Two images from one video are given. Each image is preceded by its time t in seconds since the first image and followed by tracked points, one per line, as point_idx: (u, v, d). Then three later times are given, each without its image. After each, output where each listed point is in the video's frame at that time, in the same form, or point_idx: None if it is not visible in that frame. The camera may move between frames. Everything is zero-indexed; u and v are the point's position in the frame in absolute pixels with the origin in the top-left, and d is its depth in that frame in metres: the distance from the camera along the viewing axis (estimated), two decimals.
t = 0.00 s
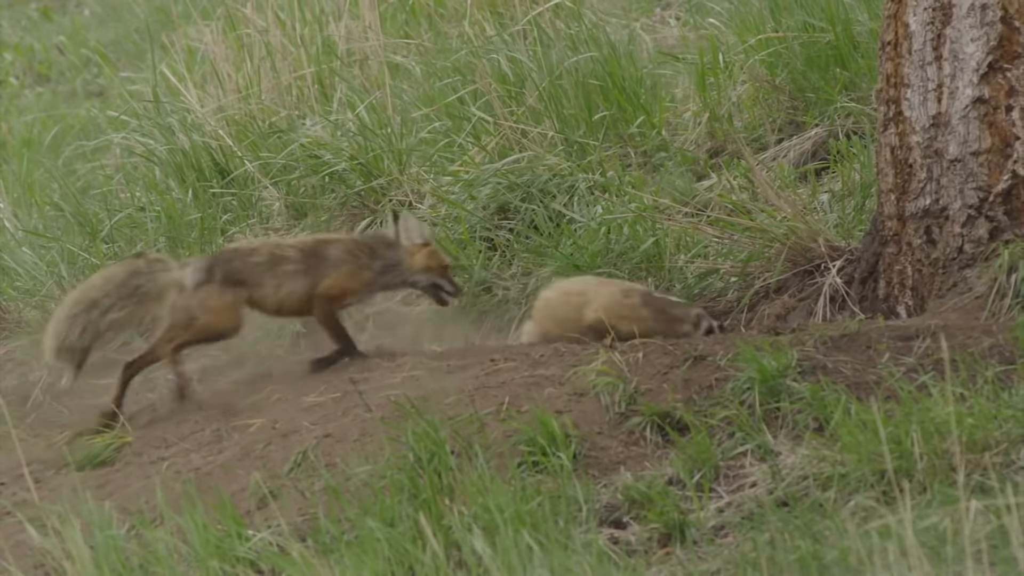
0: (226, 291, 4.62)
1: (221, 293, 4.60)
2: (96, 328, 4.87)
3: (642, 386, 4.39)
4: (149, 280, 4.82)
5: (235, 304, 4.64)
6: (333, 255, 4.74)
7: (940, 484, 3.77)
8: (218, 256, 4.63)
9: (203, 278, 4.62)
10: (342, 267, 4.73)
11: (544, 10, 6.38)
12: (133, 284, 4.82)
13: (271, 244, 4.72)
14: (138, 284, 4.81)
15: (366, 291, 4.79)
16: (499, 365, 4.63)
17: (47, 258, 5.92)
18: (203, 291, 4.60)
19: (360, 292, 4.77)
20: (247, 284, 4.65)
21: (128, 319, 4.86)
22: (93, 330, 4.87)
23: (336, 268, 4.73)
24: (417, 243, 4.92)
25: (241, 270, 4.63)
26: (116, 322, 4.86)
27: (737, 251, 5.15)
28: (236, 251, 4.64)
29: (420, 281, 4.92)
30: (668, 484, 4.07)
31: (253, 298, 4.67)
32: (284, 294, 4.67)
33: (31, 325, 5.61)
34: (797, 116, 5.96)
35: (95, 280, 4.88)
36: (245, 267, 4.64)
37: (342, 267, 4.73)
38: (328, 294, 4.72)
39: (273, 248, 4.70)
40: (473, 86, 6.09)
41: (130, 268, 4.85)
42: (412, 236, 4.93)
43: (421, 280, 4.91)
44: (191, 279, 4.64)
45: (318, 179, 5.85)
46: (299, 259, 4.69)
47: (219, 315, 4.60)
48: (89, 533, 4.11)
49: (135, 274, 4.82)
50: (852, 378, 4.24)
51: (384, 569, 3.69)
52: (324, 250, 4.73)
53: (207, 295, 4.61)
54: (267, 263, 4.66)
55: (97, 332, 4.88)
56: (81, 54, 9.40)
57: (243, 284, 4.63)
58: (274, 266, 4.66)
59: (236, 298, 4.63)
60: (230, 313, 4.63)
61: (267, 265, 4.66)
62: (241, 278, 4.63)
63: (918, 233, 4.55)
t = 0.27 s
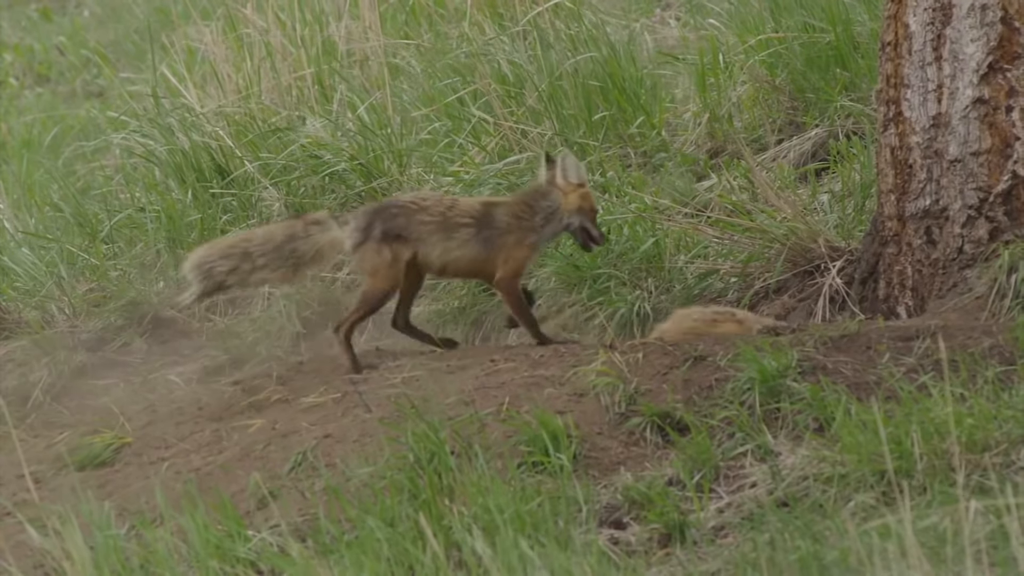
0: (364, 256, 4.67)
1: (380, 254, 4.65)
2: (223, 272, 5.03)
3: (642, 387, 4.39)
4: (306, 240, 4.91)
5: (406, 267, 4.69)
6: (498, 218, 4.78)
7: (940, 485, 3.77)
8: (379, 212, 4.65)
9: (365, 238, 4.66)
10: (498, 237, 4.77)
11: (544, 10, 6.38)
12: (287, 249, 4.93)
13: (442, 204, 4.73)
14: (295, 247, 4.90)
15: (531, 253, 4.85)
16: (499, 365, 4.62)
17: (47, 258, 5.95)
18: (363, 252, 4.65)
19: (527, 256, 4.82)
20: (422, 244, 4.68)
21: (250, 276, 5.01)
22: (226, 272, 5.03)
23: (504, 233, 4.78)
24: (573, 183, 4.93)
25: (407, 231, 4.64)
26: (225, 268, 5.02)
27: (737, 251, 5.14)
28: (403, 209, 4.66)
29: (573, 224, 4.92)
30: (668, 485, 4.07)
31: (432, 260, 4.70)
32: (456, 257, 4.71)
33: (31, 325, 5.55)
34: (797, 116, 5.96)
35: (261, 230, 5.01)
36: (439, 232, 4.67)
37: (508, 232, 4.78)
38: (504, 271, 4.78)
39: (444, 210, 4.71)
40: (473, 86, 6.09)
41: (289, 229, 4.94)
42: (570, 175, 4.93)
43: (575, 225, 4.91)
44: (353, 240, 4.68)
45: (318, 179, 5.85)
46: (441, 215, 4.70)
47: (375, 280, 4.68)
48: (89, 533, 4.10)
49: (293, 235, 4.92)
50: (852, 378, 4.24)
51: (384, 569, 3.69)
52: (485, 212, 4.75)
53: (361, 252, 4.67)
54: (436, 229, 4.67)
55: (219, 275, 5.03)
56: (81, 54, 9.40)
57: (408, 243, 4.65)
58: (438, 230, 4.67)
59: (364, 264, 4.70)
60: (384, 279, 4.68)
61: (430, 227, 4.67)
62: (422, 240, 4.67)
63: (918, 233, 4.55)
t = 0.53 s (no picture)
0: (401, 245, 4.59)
1: (421, 243, 4.57)
2: (271, 268, 4.82)
3: (642, 388, 4.39)
4: (351, 228, 4.74)
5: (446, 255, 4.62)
6: (543, 204, 4.71)
7: (940, 486, 3.77)
8: (426, 202, 4.57)
9: (411, 227, 4.58)
10: (540, 224, 4.69)
11: (545, 10, 6.37)
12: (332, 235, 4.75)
13: (487, 192, 4.67)
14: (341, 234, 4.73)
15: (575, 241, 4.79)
16: (500, 366, 4.62)
17: (48, 258, 5.94)
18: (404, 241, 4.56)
19: (569, 244, 4.75)
20: (467, 232, 4.62)
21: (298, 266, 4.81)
22: (277, 267, 4.82)
23: (549, 219, 4.71)
24: (625, 171, 4.89)
25: (453, 219, 4.58)
26: (271, 264, 4.81)
27: (737, 251, 5.14)
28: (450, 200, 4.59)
29: (623, 212, 4.89)
30: (669, 486, 4.07)
31: (474, 248, 4.64)
32: (498, 244, 4.64)
33: (32, 326, 5.58)
34: (797, 117, 5.96)
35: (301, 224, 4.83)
36: (484, 221, 4.61)
37: (552, 217, 4.71)
38: (543, 258, 4.69)
39: (489, 198, 4.65)
40: (473, 87, 6.10)
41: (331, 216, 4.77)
42: (621, 163, 4.89)
43: (627, 212, 4.89)
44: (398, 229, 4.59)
45: (318, 179, 5.86)
46: (485, 202, 4.64)
47: (407, 273, 4.58)
48: (90, 534, 4.10)
49: (337, 221, 4.74)
50: (853, 379, 4.24)
51: (385, 570, 3.69)
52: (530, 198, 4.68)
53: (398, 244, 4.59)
54: (482, 218, 4.61)
55: (267, 271, 4.82)
56: (82, 55, 9.40)
57: (454, 231, 4.59)
58: (484, 219, 4.61)
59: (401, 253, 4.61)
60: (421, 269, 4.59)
61: (476, 215, 4.61)
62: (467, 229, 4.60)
63: (918, 234, 4.54)
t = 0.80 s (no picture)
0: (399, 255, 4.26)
1: (417, 249, 4.25)
2: (305, 340, 4.44)
3: (646, 396, 4.05)
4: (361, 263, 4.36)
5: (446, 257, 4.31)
6: (546, 199, 4.37)
7: (970, 502, 3.42)
8: (416, 207, 4.27)
9: (406, 235, 4.27)
10: (544, 219, 4.35)
11: None
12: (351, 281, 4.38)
13: (481, 191, 4.37)
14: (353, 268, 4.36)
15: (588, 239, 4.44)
16: (493, 372, 4.28)
17: (4, 257, 5.57)
18: (400, 250, 4.25)
19: (581, 240, 4.40)
20: (464, 235, 4.33)
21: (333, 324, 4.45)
22: (311, 335, 4.45)
23: (554, 214, 4.36)
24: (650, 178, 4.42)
25: (448, 222, 4.28)
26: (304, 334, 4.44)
27: (748, 249, 4.81)
28: (441, 202, 4.31)
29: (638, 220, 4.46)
30: (674, 502, 3.73)
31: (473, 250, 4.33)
32: (499, 243, 4.33)
33: None
34: (813, 104, 5.60)
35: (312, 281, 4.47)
36: (480, 222, 4.30)
37: (559, 211, 4.36)
38: (551, 255, 4.36)
39: (484, 196, 4.36)
40: (463, 71, 5.76)
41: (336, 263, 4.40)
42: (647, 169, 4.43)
43: (639, 219, 4.44)
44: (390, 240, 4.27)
45: (296, 170, 5.50)
46: (480, 202, 4.35)
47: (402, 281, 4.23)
48: (50, 553, 3.77)
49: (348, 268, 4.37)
50: (873, 387, 3.90)
51: None
52: (531, 194, 4.35)
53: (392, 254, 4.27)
54: (478, 218, 4.31)
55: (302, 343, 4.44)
56: (39, 36, 8.98)
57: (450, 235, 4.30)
58: (480, 220, 4.31)
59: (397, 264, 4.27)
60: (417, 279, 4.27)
61: (472, 216, 4.31)
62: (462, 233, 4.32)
63: (944, 230, 4.20)
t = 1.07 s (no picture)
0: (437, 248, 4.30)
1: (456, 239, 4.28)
2: (338, 319, 4.58)
3: (644, 402, 4.04)
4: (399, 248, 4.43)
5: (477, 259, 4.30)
6: (581, 214, 4.41)
7: (967, 508, 3.42)
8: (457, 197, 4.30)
9: (444, 224, 4.30)
10: (575, 232, 4.38)
11: None
12: (385, 270, 4.46)
13: (521, 191, 4.40)
14: (389, 255, 4.43)
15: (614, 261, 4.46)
16: (491, 378, 4.27)
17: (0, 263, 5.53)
18: (442, 238, 4.27)
19: (604, 260, 4.43)
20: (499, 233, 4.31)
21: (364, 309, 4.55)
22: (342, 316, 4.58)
23: (586, 230, 4.40)
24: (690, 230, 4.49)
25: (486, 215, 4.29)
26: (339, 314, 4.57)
27: (746, 255, 4.82)
28: (481, 194, 4.33)
29: (671, 271, 4.54)
30: (671, 508, 3.73)
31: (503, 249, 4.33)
32: (530, 245, 4.33)
33: None
34: (811, 110, 5.62)
35: (350, 261, 4.55)
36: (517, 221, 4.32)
37: (592, 226, 4.40)
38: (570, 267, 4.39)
39: (524, 195, 4.37)
40: (460, 77, 5.76)
41: (374, 250, 4.47)
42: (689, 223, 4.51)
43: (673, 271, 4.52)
44: (427, 227, 4.31)
45: (293, 176, 5.48)
46: (518, 200, 4.36)
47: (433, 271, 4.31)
48: (48, 559, 3.74)
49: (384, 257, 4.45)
50: (871, 394, 3.89)
51: None
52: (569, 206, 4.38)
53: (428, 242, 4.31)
54: (515, 219, 4.32)
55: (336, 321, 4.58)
56: (37, 43, 8.97)
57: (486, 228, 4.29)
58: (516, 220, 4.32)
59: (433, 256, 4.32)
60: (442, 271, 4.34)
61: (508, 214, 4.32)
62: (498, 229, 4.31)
63: (942, 236, 4.20)
